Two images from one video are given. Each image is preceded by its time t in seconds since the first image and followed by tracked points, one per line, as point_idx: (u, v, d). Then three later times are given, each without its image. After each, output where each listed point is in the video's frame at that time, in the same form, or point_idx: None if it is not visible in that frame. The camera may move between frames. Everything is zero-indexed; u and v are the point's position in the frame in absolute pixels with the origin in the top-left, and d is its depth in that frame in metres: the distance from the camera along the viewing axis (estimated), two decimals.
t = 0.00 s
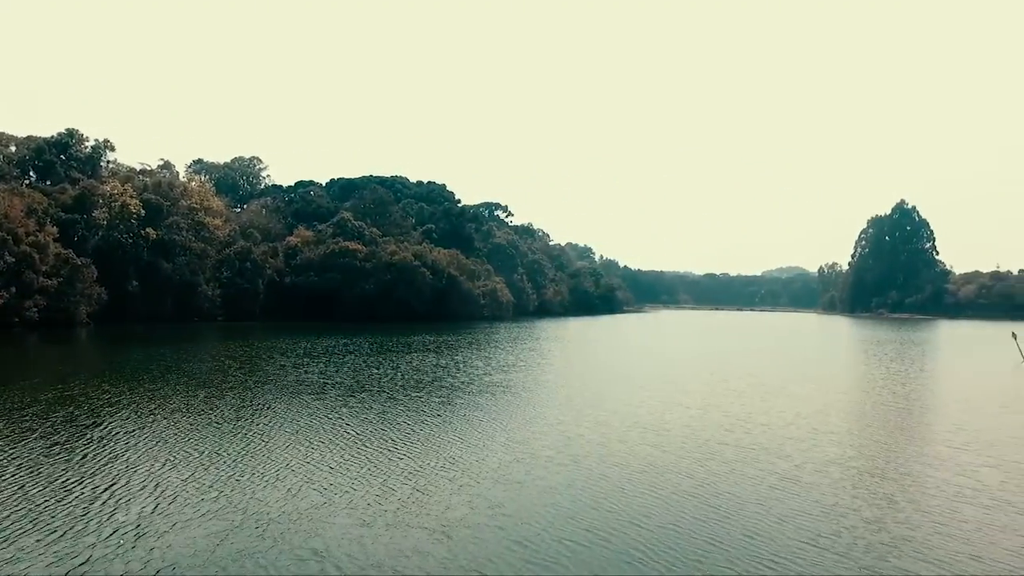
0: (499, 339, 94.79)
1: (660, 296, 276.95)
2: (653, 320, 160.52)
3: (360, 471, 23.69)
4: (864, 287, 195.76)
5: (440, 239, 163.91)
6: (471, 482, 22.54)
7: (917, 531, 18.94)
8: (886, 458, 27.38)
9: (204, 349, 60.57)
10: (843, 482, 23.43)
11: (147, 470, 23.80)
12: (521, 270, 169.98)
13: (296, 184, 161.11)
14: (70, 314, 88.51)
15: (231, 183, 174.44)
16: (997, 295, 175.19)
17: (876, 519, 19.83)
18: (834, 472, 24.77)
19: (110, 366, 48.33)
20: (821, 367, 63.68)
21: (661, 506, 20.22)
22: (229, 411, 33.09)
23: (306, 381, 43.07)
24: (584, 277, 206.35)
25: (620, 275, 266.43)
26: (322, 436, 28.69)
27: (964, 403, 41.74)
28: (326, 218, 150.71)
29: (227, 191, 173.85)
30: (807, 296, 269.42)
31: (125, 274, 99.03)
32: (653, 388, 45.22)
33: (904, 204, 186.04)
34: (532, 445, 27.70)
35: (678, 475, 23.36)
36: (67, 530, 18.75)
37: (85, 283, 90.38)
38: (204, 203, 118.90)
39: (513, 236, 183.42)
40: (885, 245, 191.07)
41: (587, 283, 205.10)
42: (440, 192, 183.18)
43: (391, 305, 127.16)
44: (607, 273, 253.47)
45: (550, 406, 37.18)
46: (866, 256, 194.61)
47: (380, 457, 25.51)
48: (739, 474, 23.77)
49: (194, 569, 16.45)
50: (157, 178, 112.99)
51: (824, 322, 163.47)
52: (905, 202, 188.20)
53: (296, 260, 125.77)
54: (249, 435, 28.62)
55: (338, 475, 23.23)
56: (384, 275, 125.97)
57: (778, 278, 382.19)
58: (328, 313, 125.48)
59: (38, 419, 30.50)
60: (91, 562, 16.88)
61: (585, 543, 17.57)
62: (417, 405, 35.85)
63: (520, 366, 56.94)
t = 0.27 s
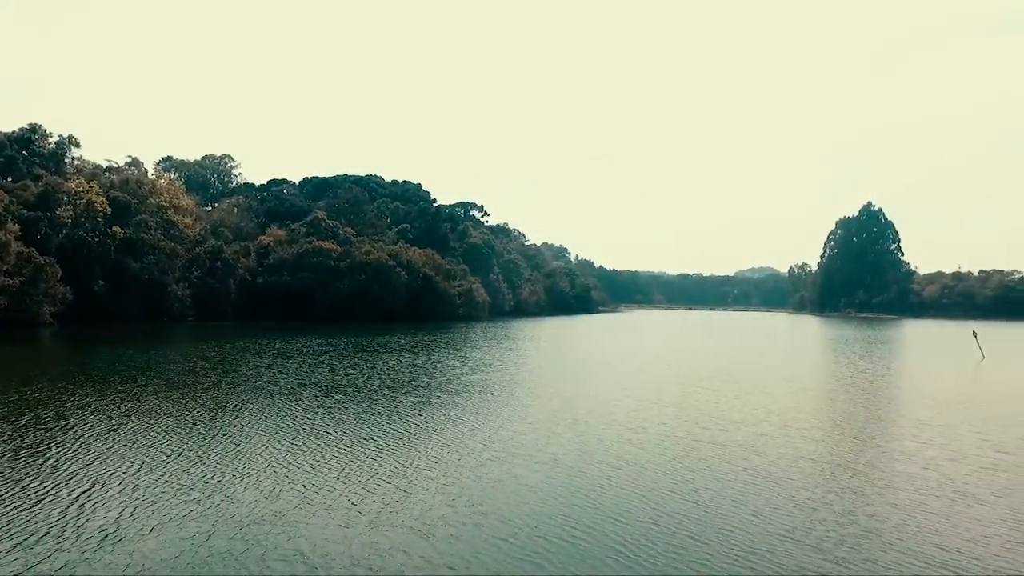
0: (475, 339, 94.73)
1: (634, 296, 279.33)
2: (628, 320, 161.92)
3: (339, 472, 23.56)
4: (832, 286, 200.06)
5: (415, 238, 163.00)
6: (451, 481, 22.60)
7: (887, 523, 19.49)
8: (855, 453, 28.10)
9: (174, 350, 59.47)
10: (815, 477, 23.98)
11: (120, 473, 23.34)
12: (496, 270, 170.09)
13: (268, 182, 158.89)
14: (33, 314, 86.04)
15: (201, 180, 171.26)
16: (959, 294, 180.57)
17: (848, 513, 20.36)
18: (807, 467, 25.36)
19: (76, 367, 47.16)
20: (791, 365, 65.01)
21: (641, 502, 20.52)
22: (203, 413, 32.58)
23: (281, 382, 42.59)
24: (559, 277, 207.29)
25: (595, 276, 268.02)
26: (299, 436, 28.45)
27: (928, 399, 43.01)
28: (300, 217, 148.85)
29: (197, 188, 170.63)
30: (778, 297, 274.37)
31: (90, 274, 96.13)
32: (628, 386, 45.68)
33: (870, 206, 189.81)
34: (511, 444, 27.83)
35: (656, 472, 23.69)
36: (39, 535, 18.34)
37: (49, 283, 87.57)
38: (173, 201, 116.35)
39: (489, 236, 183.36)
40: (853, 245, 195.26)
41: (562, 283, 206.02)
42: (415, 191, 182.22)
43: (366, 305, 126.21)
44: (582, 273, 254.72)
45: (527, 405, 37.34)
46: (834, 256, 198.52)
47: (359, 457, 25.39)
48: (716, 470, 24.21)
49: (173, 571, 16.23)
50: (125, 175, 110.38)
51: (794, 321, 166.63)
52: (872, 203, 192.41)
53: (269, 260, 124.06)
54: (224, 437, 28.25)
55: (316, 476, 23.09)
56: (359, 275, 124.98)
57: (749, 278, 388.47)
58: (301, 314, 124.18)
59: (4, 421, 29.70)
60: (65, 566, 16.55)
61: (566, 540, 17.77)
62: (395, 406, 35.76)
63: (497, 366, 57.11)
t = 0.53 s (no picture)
0: (453, 339, 94.59)
1: (612, 296, 281.14)
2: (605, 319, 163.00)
3: (319, 472, 23.36)
4: (805, 287, 203.59)
5: (393, 238, 162.03)
6: (432, 481, 22.55)
7: (859, 517, 19.95)
8: (828, 450, 28.68)
9: (147, 351, 58.38)
10: (790, 473, 24.43)
11: (94, 474, 22.93)
12: (474, 270, 169.92)
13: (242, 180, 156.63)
14: None
15: (174, 177, 168.13)
16: (926, 294, 185.12)
17: (822, 507, 20.78)
18: (781, 463, 25.85)
19: (46, 368, 46.08)
20: (765, 364, 66.16)
21: (622, 498, 20.73)
22: (178, 414, 32.08)
23: (257, 383, 42.08)
24: (537, 277, 207.85)
25: (573, 275, 269.20)
26: (277, 437, 28.15)
27: (897, 396, 44.10)
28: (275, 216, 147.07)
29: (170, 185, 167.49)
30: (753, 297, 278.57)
31: (57, 273, 93.10)
32: (607, 384, 46.05)
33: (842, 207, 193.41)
34: (491, 442, 27.84)
35: (635, 469, 23.94)
36: (13, 537, 17.94)
37: (13, 283, 84.08)
38: (145, 198, 113.58)
39: (467, 236, 183.06)
40: (825, 246, 198.82)
41: (540, 283, 206.66)
42: (393, 190, 181.09)
43: (342, 305, 125.14)
44: (560, 273, 255.51)
45: (508, 404, 37.39)
46: (807, 255, 201.85)
47: (339, 457, 25.22)
48: (694, 467, 24.57)
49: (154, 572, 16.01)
50: (93, 172, 107.83)
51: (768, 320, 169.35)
52: (843, 205, 196.10)
53: (243, 259, 122.31)
54: (201, 438, 27.87)
55: (296, 476, 22.89)
56: (335, 274, 123.91)
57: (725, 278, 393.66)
58: (276, 314, 122.77)
59: None
60: (39, 568, 16.16)
61: (547, 537, 17.87)
62: (374, 405, 35.60)
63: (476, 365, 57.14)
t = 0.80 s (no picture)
0: (432, 339, 94.33)
1: (590, 296, 282.92)
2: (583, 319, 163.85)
3: (300, 472, 23.23)
4: (779, 287, 206.92)
5: (370, 237, 160.92)
6: (416, 479, 22.54)
7: (835, 511, 20.42)
8: (803, 446, 29.29)
9: (119, 351, 57.18)
10: (767, 469, 24.94)
11: (69, 477, 22.46)
12: (453, 270, 169.59)
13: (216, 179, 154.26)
14: None
15: (145, 174, 164.88)
16: (896, 293, 189.65)
17: (799, 502, 21.22)
18: (759, 459, 26.37)
19: (14, 370, 44.90)
20: (740, 363, 67.19)
21: (605, 495, 20.98)
22: (155, 415, 31.54)
23: (235, 383, 41.53)
24: (515, 277, 208.15)
25: (551, 275, 270.33)
26: (256, 438, 27.86)
27: (867, 394, 45.19)
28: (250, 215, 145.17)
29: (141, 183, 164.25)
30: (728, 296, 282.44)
31: (24, 273, 90.45)
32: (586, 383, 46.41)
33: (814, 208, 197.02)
34: (473, 441, 27.89)
35: (616, 466, 24.17)
36: None
37: None
38: (117, 196, 110.13)
39: (445, 235, 182.64)
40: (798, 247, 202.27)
41: (518, 283, 207.05)
42: (370, 189, 179.77)
43: (319, 304, 124.02)
44: (539, 273, 256.29)
45: (488, 403, 37.45)
46: (780, 256, 205.29)
47: (321, 457, 25.09)
48: (674, 463, 24.93)
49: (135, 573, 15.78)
50: (60, 169, 105.12)
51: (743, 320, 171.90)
52: (815, 206, 199.71)
53: (217, 258, 120.48)
54: (179, 439, 27.46)
55: (277, 476, 22.72)
56: (312, 274, 122.72)
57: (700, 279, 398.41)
58: (251, 314, 121.20)
59: None
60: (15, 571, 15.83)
61: (531, 534, 17.99)
62: (354, 405, 35.43)
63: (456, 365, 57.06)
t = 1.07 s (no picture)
0: (411, 338, 93.92)
1: (569, 296, 284.17)
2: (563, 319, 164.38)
3: (282, 472, 23.10)
4: (754, 287, 209.96)
5: (349, 236, 159.61)
6: (399, 478, 22.55)
7: (812, 504, 20.85)
8: (780, 442, 29.84)
9: (91, 352, 56.02)
10: (746, 465, 25.35)
11: (45, 479, 22.08)
12: (432, 269, 169.00)
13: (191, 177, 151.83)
14: None
15: (117, 172, 161.66)
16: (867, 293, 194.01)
17: (777, 496, 21.62)
18: (737, 456, 26.79)
19: None
20: (718, 361, 68.09)
21: (588, 491, 21.17)
22: (131, 416, 31.05)
23: (212, 383, 41.05)
24: (495, 277, 208.26)
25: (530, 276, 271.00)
26: (237, 437, 27.65)
27: (839, 390, 46.17)
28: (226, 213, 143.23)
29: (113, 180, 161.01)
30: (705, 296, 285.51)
31: None
32: (567, 382, 46.59)
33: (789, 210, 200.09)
34: (455, 440, 27.93)
35: (599, 463, 24.38)
36: None
37: None
38: (87, 193, 108.10)
39: (424, 235, 181.97)
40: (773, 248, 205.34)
41: (497, 282, 207.07)
42: (349, 188, 178.30)
43: (297, 304, 122.75)
44: (518, 273, 256.70)
45: (470, 402, 37.49)
46: (757, 256, 208.15)
47: (303, 457, 24.98)
48: (655, 459, 25.24)
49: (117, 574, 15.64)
50: (28, 166, 102.63)
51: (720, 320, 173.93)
52: (790, 207, 202.95)
53: (192, 257, 118.55)
54: (157, 440, 27.09)
55: (259, 476, 22.58)
56: (289, 273, 121.37)
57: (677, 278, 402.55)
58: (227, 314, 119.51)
59: None
60: None
61: (516, 530, 18.11)
62: (335, 405, 35.31)
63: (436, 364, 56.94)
